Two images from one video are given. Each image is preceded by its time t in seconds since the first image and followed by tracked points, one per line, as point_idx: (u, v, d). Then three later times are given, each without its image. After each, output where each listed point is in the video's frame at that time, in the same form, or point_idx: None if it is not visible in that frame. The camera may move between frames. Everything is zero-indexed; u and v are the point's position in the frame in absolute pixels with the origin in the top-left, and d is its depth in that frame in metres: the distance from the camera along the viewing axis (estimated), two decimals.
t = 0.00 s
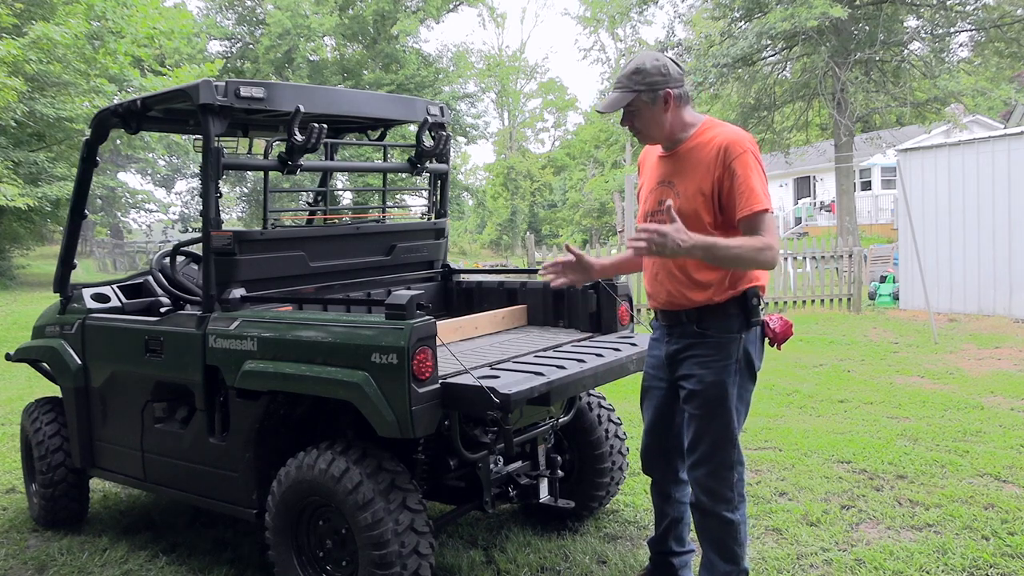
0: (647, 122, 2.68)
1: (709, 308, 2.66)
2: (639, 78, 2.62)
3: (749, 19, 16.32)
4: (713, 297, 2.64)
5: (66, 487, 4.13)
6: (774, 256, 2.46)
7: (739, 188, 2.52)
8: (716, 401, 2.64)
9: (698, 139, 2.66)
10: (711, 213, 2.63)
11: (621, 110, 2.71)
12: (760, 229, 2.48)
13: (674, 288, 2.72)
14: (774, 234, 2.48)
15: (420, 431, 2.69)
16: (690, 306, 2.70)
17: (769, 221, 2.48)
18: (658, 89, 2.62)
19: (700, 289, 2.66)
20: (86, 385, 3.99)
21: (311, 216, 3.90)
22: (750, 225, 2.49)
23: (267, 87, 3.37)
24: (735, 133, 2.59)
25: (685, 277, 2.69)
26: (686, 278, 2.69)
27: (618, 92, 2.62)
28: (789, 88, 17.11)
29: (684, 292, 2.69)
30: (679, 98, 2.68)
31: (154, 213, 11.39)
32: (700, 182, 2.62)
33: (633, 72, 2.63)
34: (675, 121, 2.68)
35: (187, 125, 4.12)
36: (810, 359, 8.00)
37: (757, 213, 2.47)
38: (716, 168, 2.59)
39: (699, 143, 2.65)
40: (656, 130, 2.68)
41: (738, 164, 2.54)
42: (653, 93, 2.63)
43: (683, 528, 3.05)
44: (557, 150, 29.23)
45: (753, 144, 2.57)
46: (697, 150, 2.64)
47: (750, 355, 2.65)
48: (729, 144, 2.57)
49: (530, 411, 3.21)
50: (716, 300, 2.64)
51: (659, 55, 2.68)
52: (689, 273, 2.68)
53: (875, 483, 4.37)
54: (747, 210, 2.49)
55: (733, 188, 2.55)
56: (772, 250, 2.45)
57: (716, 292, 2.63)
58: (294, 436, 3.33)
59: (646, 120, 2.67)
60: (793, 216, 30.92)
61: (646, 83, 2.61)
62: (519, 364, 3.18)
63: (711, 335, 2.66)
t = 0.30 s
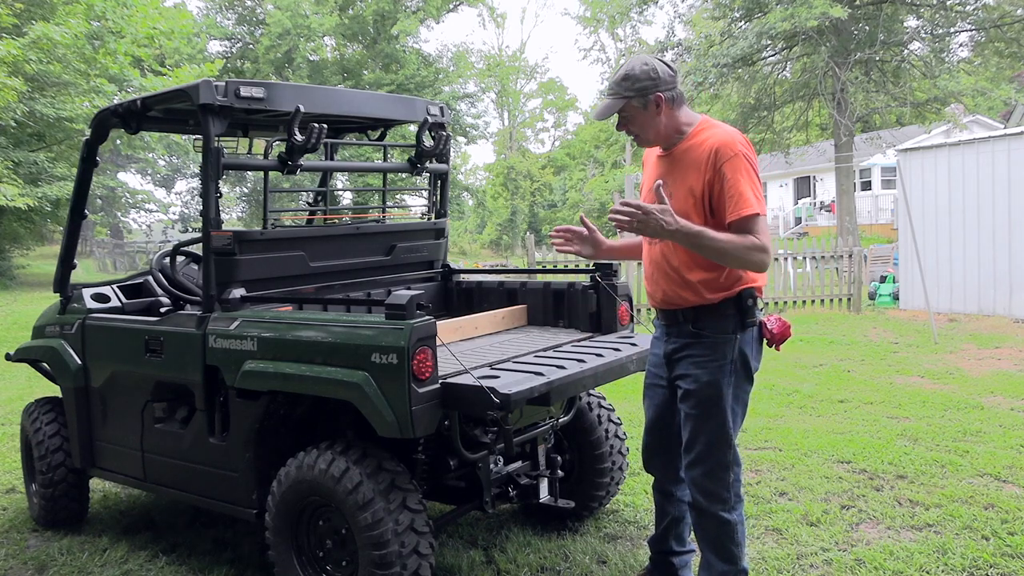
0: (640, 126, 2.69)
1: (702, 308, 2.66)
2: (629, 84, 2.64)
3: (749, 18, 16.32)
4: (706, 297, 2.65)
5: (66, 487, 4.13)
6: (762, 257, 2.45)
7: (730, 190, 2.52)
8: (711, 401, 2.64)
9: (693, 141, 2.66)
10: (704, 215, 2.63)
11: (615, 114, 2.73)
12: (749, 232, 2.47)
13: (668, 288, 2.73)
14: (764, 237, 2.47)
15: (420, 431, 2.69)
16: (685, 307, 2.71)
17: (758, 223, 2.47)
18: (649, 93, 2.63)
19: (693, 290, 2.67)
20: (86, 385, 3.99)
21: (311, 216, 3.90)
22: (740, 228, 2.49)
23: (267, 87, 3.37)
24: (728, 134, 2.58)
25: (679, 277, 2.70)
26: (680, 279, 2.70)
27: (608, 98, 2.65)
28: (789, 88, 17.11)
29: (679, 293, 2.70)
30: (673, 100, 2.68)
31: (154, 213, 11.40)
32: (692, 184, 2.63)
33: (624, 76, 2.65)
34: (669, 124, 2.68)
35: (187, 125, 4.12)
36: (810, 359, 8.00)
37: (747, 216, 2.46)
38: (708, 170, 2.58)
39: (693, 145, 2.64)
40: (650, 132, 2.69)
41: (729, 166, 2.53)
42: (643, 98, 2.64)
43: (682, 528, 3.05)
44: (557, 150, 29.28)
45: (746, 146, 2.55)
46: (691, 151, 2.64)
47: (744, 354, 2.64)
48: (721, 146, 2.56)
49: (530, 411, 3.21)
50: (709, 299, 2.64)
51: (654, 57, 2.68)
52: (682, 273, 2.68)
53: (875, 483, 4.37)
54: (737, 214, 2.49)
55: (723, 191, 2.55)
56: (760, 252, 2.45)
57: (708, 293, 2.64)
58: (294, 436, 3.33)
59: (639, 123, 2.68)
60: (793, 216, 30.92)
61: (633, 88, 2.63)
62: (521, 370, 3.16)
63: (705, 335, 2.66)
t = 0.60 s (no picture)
0: (641, 125, 2.70)
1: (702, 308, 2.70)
2: (628, 85, 2.64)
3: (749, 18, 16.33)
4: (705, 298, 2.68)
5: (66, 487, 4.13)
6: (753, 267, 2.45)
7: (724, 192, 2.51)
8: (710, 400, 2.64)
9: (692, 141, 2.65)
10: (702, 215, 2.63)
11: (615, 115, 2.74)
12: (741, 235, 2.47)
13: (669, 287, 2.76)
14: (756, 239, 2.47)
15: (420, 431, 2.69)
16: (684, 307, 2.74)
17: (751, 227, 2.47)
18: (648, 94, 2.63)
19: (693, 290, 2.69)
20: (86, 385, 3.99)
21: (311, 216, 3.90)
22: (733, 230, 2.49)
23: (267, 87, 3.37)
24: (726, 134, 2.57)
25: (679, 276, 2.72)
26: (681, 278, 2.73)
27: (606, 99, 2.65)
28: (789, 88, 17.11)
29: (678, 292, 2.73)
30: (671, 101, 2.68)
31: (154, 213, 11.40)
32: (690, 183, 2.62)
33: (623, 77, 2.65)
34: (668, 124, 2.69)
35: (187, 125, 4.12)
36: (810, 359, 8.00)
37: (740, 218, 2.46)
38: (705, 170, 2.57)
39: (692, 145, 2.64)
40: (650, 132, 2.70)
41: (724, 167, 2.52)
42: (643, 97, 2.64)
43: (683, 528, 3.05)
44: (557, 150, 29.30)
45: (742, 146, 2.54)
46: (690, 151, 2.64)
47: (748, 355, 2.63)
48: (717, 147, 2.56)
49: (530, 411, 3.21)
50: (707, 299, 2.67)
51: (653, 57, 2.67)
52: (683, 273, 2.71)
53: (875, 483, 4.37)
54: (730, 215, 2.48)
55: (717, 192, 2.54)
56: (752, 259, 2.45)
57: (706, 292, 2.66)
58: (294, 436, 3.33)
59: (639, 124, 2.69)
60: (793, 216, 30.92)
61: (628, 91, 2.63)
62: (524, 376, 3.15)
63: (705, 335, 2.65)
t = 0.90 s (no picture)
0: (639, 127, 2.70)
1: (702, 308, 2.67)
2: (626, 86, 2.65)
3: (749, 18, 16.33)
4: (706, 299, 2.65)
5: (66, 487, 4.13)
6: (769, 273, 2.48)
7: (727, 190, 2.51)
8: (714, 401, 2.64)
9: (691, 141, 2.65)
10: (703, 214, 2.62)
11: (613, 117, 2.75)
12: (746, 233, 2.47)
13: (669, 288, 2.74)
14: (762, 237, 2.47)
15: (420, 431, 2.69)
16: (683, 307, 2.72)
17: (756, 226, 2.46)
18: (647, 95, 2.64)
19: (695, 289, 2.67)
20: (86, 385, 3.99)
21: (311, 216, 3.90)
22: (738, 228, 2.48)
23: (267, 87, 3.37)
24: (725, 134, 2.58)
25: (680, 278, 2.71)
26: (680, 278, 2.71)
27: (606, 100, 2.66)
28: (789, 88, 17.12)
29: (677, 292, 2.71)
30: (669, 102, 2.68)
31: (154, 213, 11.39)
32: (690, 182, 2.62)
33: (621, 79, 2.66)
34: (667, 125, 2.69)
35: (187, 125, 4.12)
36: (810, 359, 8.00)
37: (743, 216, 2.45)
38: (706, 169, 2.57)
39: (691, 145, 2.64)
40: (648, 133, 2.70)
41: (726, 166, 2.52)
42: (640, 98, 2.65)
43: (681, 529, 3.05)
44: (557, 150, 29.30)
45: (743, 145, 2.54)
46: (689, 152, 2.63)
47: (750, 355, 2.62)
48: (718, 147, 2.56)
49: (530, 411, 3.21)
50: (708, 299, 2.65)
51: (649, 61, 2.68)
52: (683, 273, 2.70)
53: (875, 483, 4.37)
54: (734, 212, 2.48)
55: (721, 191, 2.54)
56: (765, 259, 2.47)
57: (708, 290, 2.65)
58: (294, 436, 3.33)
59: (637, 125, 2.69)
60: (793, 216, 30.93)
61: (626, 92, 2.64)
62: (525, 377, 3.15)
63: (704, 334, 2.66)
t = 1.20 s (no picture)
0: (641, 127, 2.70)
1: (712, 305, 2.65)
2: (630, 85, 2.64)
3: (749, 18, 16.33)
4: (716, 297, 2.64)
5: (66, 487, 4.13)
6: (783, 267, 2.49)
7: (737, 186, 2.51)
8: (721, 402, 2.63)
9: (695, 141, 2.66)
10: (710, 212, 2.63)
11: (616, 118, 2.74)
12: (758, 228, 2.47)
13: (677, 288, 2.73)
14: (773, 232, 2.48)
15: (421, 431, 2.69)
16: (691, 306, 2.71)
17: (768, 220, 2.47)
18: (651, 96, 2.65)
19: (705, 289, 2.66)
20: (86, 385, 3.99)
21: (311, 216, 3.90)
22: (748, 223, 2.49)
23: (267, 87, 3.37)
24: (731, 132, 2.59)
25: (687, 275, 2.70)
26: (687, 276, 2.71)
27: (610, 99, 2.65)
28: (789, 88, 17.13)
29: (684, 291, 2.70)
30: (672, 104, 2.69)
31: (154, 213, 11.39)
32: (697, 180, 2.62)
33: (623, 78, 2.65)
34: (671, 125, 2.70)
35: (186, 125, 4.12)
36: (810, 359, 8.00)
37: (754, 211, 2.46)
38: (715, 167, 2.58)
39: (696, 144, 2.65)
40: (651, 134, 2.70)
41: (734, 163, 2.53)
42: (643, 98, 2.65)
43: (678, 529, 3.05)
44: (557, 150, 29.30)
45: (749, 142, 2.55)
46: (695, 151, 2.64)
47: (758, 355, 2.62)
48: (724, 145, 2.57)
49: (530, 410, 3.22)
50: (717, 297, 2.64)
51: (650, 61, 2.68)
52: (691, 272, 2.69)
53: (875, 483, 4.37)
54: (744, 208, 2.48)
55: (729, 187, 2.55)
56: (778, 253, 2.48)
57: (719, 289, 2.64)
58: (294, 436, 3.33)
59: (640, 126, 2.69)
60: (793, 216, 30.93)
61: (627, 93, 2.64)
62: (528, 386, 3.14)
63: (712, 335, 2.65)
